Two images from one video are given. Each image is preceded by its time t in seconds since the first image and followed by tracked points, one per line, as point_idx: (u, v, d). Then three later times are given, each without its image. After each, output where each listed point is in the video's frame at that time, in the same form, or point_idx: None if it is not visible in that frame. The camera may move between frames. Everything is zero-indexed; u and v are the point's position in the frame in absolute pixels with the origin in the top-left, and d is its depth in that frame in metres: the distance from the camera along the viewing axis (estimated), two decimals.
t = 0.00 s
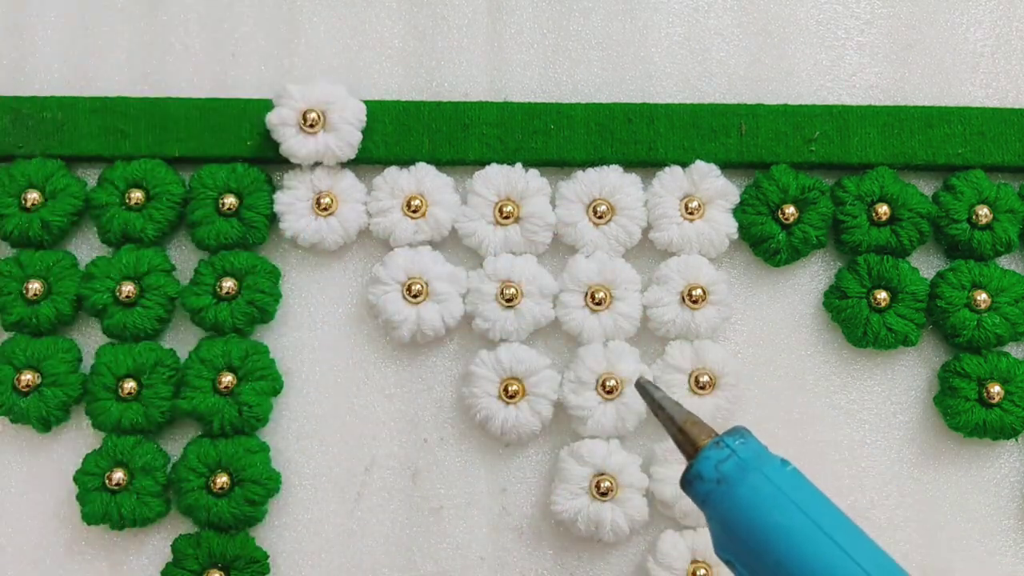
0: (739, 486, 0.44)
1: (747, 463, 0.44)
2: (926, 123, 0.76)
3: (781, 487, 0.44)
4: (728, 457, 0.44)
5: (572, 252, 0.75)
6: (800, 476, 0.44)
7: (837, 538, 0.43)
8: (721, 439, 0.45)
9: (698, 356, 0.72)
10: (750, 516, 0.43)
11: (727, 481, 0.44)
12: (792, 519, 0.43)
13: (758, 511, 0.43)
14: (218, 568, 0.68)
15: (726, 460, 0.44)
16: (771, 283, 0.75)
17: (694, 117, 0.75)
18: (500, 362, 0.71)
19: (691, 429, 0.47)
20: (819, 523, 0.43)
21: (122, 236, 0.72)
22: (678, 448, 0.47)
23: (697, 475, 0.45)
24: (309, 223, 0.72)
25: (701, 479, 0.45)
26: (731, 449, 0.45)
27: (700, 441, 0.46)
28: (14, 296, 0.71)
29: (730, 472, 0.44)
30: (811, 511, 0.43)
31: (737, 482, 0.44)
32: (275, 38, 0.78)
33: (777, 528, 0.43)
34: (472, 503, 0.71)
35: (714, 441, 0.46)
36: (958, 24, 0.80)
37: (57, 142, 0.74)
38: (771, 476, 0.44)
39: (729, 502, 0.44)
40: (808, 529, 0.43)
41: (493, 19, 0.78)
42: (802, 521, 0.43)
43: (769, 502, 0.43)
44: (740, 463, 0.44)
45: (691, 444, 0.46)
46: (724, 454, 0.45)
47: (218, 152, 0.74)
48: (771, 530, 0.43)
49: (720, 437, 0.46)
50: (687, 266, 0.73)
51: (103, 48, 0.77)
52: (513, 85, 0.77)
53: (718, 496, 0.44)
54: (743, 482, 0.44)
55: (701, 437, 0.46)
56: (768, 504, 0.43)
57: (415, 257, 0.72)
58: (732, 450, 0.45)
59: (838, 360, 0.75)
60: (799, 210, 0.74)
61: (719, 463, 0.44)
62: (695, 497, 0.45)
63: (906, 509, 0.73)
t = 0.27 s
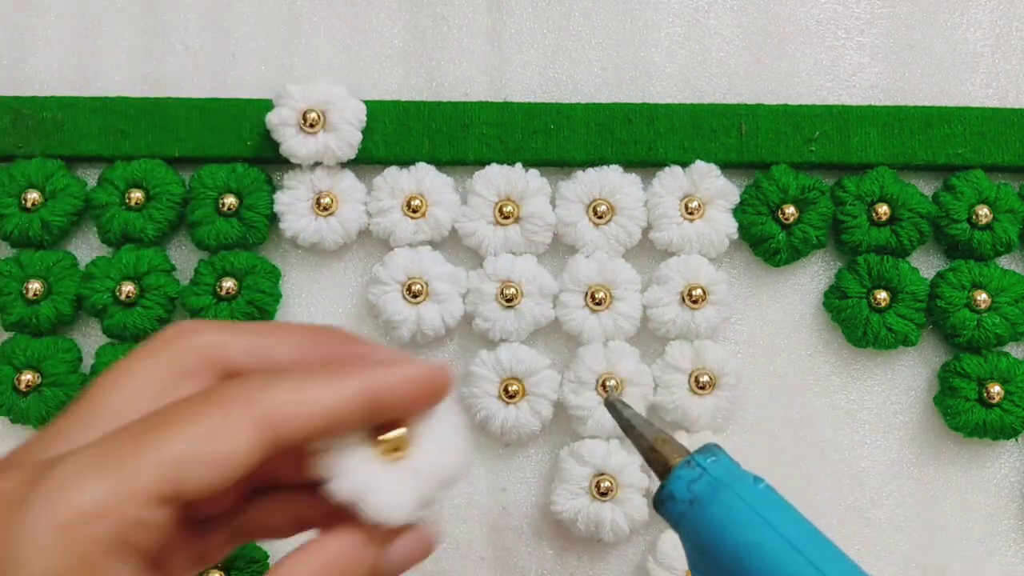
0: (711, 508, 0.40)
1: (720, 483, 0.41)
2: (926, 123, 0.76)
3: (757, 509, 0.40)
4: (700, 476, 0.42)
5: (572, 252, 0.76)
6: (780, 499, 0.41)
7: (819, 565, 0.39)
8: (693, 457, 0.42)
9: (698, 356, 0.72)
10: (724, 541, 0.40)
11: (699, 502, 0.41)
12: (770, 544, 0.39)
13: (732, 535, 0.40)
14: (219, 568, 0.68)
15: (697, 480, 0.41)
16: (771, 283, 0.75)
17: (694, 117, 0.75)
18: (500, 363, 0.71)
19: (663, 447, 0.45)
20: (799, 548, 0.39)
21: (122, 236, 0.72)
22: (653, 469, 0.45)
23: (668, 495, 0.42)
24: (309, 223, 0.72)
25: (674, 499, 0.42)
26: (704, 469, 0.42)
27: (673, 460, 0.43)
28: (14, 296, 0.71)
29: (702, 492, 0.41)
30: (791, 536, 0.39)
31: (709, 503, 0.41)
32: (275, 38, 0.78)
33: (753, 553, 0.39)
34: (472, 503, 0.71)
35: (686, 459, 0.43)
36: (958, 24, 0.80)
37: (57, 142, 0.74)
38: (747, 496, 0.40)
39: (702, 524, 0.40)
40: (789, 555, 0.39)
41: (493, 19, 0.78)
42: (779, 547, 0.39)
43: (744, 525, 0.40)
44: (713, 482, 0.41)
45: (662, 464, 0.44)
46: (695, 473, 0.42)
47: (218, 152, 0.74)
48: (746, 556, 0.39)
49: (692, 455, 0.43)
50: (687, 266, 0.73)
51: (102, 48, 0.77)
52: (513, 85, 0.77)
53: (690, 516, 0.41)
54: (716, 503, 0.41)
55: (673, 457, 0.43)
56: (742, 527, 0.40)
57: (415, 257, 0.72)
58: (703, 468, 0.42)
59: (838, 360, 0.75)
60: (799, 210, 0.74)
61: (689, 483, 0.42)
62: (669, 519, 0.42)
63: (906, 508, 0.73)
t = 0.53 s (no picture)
0: (670, 500, 0.44)
1: (679, 477, 0.44)
2: (926, 123, 0.76)
3: (712, 498, 0.43)
4: (659, 469, 0.45)
5: (572, 252, 0.76)
6: (735, 488, 0.44)
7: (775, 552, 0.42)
8: (654, 452, 0.46)
9: (698, 356, 0.72)
10: (683, 530, 0.43)
11: (659, 494, 0.44)
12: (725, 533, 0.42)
13: (689, 524, 0.43)
14: (218, 568, 0.68)
15: (657, 472, 0.45)
16: (770, 283, 0.75)
17: (695, 117, 0.75)
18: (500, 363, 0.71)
19: (631, 444, 0.48)
20: (753, 533, 0.42)
21: (122, 236, 0.72)
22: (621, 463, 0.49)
23: (632, 488, 0.45)
24: (309, 223, 0.72)
25: (636, 492, 0.45)
26: (664, 462, 0.45)
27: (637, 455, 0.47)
28: (14, 296, 0.71)
29: (662, 483, 0.44)
30: (744, 524, 0.42)
31: (669, 493, 0.44)
32: (275, 38, 0.78)
33: (711, 538, 0.42)
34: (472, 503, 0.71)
35: (648, 454, 0.46)
36: (958, 24, 0.80)
37: (57, 142, 0.74)
38: (701, 486, 0.44)
39: (661, 513, 0.44)
40: (745, 540, 0.42)
41: (493, 19, 0.78)
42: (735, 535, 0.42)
43: (701, 516, 0.43)
44: (673, 477, 0.45)
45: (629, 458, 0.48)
46: (656, 466, 0.45)
47: (218, 152, 0.74)
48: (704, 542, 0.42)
49: (654, 450, 0.46)
50: (687, 266, 0.73)
51: (102, 48, 0.77)
52: (512, 85, 0.77)
53: (650, 506, 0.45)
54: (675, 495, 0.44)
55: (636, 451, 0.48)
56: (698, 519, 0.43)
57: (415, 256, 0.72)
58: (663, 462, 0.45)
59: (838, 360, 0.75)
60: (799, 210, 0.74)
61: (651, 476, 0.45)
62: (633, 510, 0.46)
63: (906, 508, 0.73)
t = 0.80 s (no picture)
0: (785, 455, 0.39)
1: (795, 436, 0.39)
2: (926, 123, 0.76)
3: (832, 458, 0.39)
4: (774, 428, 0.39)
5: (572, 252, 0.75)
6: (847, 450, 0.39)
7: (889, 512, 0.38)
8: (767, 410, 0.40)
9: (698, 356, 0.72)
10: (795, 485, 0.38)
11: (773, 451, 0.39)
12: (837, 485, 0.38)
13: (801, 477, 0.38)
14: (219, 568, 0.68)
15: (773, 431, 0.39)
16: (771, 283, 0.75)
17: (695, 117, 0.75)
18: (500, 362, 0.71)
19: (737, 402, 0.42)
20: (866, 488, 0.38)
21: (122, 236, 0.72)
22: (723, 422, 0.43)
23: (740, 445, 0.40)
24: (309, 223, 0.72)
25: (746, 450, 0.40)
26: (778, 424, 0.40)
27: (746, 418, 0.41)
28: (15, 296, 0.71)
29: (778, 443, 0.39)
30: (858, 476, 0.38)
31: (785, 453, 0.39)
32: (275, 38, 0.78)
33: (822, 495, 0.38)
34: (472, 503, 0.71)
35: (759, 413, 0.40)
36: (958, 24, 0.80)
37: (57, 142, 0.74)
38: (820, 447, 0.39)
39: (774, 473, 0.39)
40: (858, 495, 0.38)
41: (493, 19, 0.78)
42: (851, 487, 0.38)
43: (815, 468, 0.38)
44: (790, 436, 0.39)
45: (736, 418, 0.41)
46: (770, 425, 0.40)
47: (218, 152, 0.74)
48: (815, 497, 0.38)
49: (765, 408, 0.41)
50: (687, 266, 0.73)
51: (102, 48, 0.77)
52: (513, 85, 0.77)
53: (762, 467, 0.39)
54: (790, 452, 0.39)
55: (745, 410, 0.41)
56: (813, 470, 0.38)
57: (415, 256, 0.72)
58: (778, 422, 0.40)
59: (838, 360, 0.75)
60: (799, 210, 0.74)
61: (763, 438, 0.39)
62: (738, 471, 0.40)
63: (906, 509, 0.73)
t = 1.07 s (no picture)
0: (835, 429, 0.39)
1: (847, 409, 0.39)
2: (926, 123, 0.76)
3: (883, 433, 0.39)
4: (823, 400, 0.39)
5: (572, 252, 0.76)
6: (898, 425, 0.39)
7: (942, 486, 0.38)
8: (814, 383, 0.40)
9: (698, 356, 0.72)
10: (845, 459, 0.38)
11: (823, 425, 0.39)
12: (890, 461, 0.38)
13: (854, 451, 0.38)
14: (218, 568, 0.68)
15: (821, 404, 0.39)
16: (770, 283, 0.75)
17: (695, 117, 0.75)
18: (500, 362, 0.71)
19: (779, 374, 0.42)
20: (917, 463, 0.38)
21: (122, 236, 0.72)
22: (765, 395, 0.42)
23: (788, 418, 0.40)
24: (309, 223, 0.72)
25: (793, 423, 0.40)
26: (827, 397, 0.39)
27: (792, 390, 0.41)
28: (14, 296, 0.71)
29: (827, 416, 0.39)
30: (910, 451, 0.38)
31: (834, 426, 0.39)
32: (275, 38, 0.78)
33: (874, 469, 0.38)
34: (471, 503, 0.71)
35: (805, 386, 0.40)
36: (958, 24, 0.80)
37: (57, 142, 0.74)
38: (870, 422, 0.39)
39: (825, 446, 0.39)
40: (909, 471, 0.38)
41: (493, 20, 0.78)
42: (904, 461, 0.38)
43: (866, 443, 0.38)
44: (838, 410, 0.39)
45: (778, 390, 0.41)
46: (818, 398, 0.39)
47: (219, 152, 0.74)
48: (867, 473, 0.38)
49: (813, 382, 0.40)
50: (687, 265, 0.73)
51: (102, 48, 0.77)
52: (513, 85, 0.77)
53: (811, 441, 0.39)
54: (841, 425, 0.39)
55: (790, 384, 0.41)
56: (868, 445, 0.38)
57: (415, 256, 0.72)
58: (826, 394, 0.40)
59: (838, 360, 0.75)
60: (799, 210, 0.74)
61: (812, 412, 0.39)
62: (783, 444, 0.40)
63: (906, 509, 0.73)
